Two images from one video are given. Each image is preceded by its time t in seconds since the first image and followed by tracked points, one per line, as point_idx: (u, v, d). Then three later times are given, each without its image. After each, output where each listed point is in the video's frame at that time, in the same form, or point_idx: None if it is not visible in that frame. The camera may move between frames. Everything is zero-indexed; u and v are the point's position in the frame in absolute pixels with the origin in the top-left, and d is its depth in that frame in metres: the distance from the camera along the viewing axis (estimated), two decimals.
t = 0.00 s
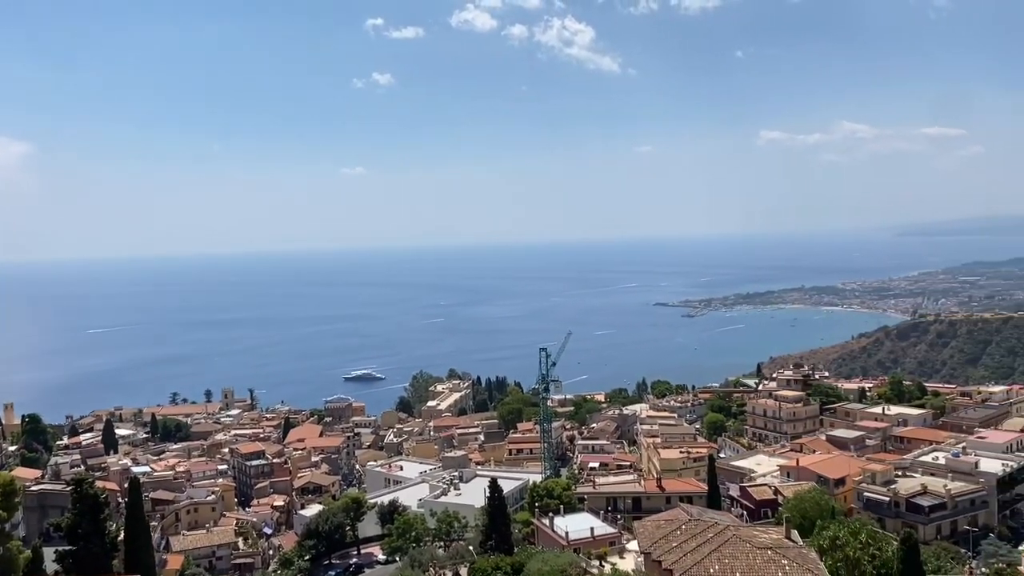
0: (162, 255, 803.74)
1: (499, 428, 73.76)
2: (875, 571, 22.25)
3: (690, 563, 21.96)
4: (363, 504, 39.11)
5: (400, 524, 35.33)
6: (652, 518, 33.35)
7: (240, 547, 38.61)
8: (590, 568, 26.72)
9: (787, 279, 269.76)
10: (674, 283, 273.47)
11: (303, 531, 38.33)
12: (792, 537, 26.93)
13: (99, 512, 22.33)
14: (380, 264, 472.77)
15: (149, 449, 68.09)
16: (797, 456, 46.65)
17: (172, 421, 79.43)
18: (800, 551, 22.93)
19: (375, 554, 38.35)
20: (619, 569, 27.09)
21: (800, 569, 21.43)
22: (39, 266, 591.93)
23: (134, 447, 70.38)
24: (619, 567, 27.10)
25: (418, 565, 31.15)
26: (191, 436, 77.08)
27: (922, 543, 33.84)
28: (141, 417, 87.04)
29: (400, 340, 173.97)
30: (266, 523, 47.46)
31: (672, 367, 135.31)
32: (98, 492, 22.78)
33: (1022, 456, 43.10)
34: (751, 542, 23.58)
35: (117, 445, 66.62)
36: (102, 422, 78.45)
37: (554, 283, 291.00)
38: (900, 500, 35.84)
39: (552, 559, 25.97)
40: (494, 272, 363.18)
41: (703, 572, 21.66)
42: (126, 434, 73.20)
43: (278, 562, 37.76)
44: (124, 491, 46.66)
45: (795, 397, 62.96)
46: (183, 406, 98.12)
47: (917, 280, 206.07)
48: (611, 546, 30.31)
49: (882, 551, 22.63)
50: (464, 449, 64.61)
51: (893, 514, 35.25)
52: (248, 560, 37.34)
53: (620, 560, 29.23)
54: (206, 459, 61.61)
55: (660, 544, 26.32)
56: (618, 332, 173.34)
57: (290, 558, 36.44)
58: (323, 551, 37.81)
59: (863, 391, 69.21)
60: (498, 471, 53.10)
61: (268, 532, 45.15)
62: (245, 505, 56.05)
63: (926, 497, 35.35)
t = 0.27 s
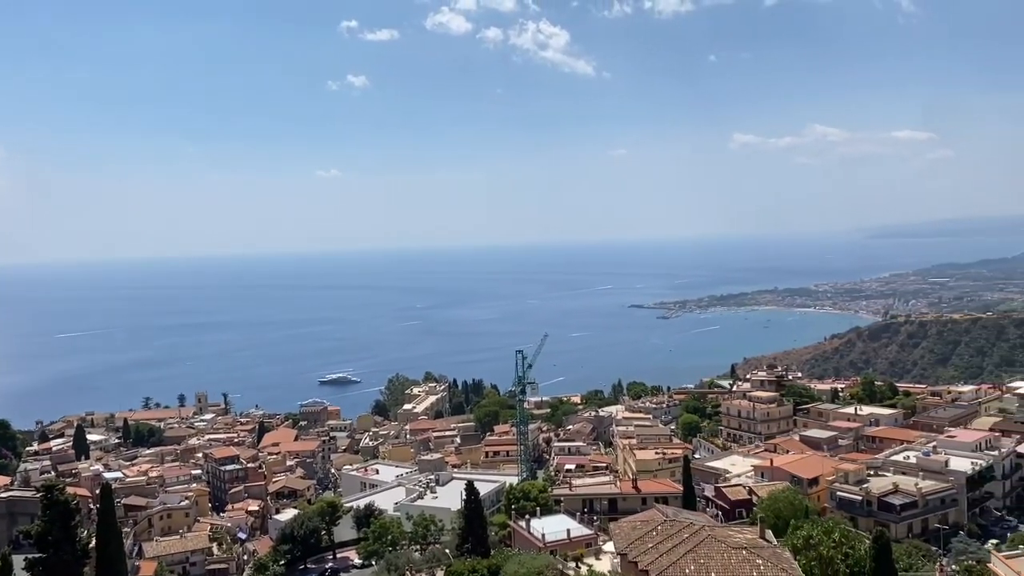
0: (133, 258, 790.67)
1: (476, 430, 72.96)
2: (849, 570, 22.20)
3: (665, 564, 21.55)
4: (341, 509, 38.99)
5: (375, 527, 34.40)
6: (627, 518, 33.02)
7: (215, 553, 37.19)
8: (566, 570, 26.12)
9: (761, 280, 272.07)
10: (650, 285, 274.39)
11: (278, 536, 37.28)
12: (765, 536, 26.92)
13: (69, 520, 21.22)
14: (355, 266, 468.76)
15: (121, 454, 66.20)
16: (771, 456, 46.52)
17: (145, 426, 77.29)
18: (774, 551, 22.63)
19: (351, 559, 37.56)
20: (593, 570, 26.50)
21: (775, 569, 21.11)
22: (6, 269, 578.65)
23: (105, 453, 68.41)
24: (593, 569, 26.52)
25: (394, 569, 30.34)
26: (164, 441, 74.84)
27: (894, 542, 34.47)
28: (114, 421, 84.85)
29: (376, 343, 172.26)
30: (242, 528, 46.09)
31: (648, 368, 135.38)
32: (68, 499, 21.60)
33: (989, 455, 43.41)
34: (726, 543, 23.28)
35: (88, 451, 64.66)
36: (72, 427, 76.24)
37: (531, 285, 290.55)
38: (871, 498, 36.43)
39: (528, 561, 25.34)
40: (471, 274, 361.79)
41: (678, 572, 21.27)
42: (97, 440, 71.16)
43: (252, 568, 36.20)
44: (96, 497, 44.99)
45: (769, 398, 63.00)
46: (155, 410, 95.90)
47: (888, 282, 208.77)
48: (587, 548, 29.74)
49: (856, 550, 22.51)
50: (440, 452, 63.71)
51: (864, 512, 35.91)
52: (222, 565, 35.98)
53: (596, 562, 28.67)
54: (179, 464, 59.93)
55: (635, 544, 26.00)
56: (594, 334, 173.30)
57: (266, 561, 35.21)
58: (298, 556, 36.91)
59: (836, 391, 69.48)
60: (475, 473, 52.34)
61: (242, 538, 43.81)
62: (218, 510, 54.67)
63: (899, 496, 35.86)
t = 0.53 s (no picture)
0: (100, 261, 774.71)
1: (450, 433, 71.90)
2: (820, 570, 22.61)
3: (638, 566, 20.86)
4: (312, 513, 37.30)
5: (349, 531, 33.17)
6: (602, 520, 32.38)
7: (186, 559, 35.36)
8: (542, 573, 25.26)
9: (734, 282, 274.21)
10: (625, 288, 274.96)
11: (250, 541, 35.80)
12: (737, 537, 27.05)
13: (36, 526, 20.09)
14: (328, 269, 463.87)
15: (90, 460, 64.07)
16: (744, 457, 46.32)
17: (114, 431, 74.84)
18: (747, 553, 22.26)
19: (325, 563, 36.19)
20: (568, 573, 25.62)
21: (748, 570, 20.69)
22: None
23: (73, 458, 66.26)
24: (568, 572, 25.63)
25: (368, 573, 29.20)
26: (135, 446, 72.33)
27: (864, 541, 34.45)
28: (82, 426, 82.37)
29: (350, 346, 170.17)
30: (213, 533, 44.31)
31: (623, 370, 135.15)
32: (36, 505, 20.49)
33: (957, 455, 43.53)
34: (699, 543, 22.92)
35: (55, 457, 62.49)
36: (38, 433, 73.77)
37: (506, 288, 289.59)
38: (843, 498, 36.35)
39: (504, 563, 24.52)
40: (446, 277, 359.89)
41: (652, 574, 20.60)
42: (65, 445, 68.92)
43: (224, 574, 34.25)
44: (63, 504, 43.07)
45: (742, 399, 62.87)
46: (124, 415, 93.28)
47: (858, 284, 211.19)
48: (562, 550, 28.82)
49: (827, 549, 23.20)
50: (414, 456, 62.59)
51: (836, 512, 35.88)
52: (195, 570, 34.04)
53: (572, 563, 27.60)
54: (150, 469, 58.04)
55: (609, 546, 25.30)
56: (569, 337, 172.84)
57: (238, 567, 33.90)
58: (271, 562, 35.47)
59: (808, 392, 69.62)
60: (449, 477, 51.36)
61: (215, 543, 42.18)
62: (190, 516, 52.88)
63: (869, 496, 35.84)
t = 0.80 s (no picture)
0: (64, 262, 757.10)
1: (424, 437, 70.51)
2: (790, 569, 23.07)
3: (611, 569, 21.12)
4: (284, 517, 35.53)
5: (321, 536, 31.75)
6: (575, 523, 31.46)
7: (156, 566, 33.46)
8: None
9: (705, 285, 275.75)
10: (598, 291, 275.00)
11: (221, 547, 34.28)
12: (709, 539, 26.66)
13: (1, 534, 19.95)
14: (300, 272, 458.18)
15: (56, 466, 61.55)
16: (716, 459, 45.79)
17: (82, 436, 72.19)
18: (719, 554, 22.57)
19: (297, 568, 34.36)
20: None
21: (720, 571, 20.96)
22: None
23: (39, 464, 63.76)
24: None
25: None
26: (104, 451, 69.86)
27: (835, 542, 34.06)
28: (48, 432, 79.51)
29: (322, 350, 167.53)
30: (184, 541, 42.27)
31: (597, 373, 134.64)
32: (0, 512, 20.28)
33: (926, 456, 43.41)
34: (674, 545, 23.04)
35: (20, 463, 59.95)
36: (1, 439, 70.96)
37: (479, 291, 287.97)
38: (814, 499, 35.90)
39: (478, 567, 23.59)
40: (419, 280, 357.23)
41: None
42: (30, 451, 66.33)
43: None
44: (28, 511, 40.81)
45: (714, 400, 62.44)
46: (90, 420, 90.31)
47: (827, 287, 213.32)
48: (536, 554, 27.81)
49: (797, 550, 23.56)
50: (386, 460, 61.16)
51: (807, 513, 35.46)
52: None
53: (545, 567, 26.83)
54: (119, 475, 55.77)
55: (584, 548, 24.53)
56: (542, 340, 172.00)
57: None
58: (242, 568, 33.83)
59: (779, 394, 69.45)
60: (422, 480, 50.10)
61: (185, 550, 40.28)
62: (160, 522, 50.65)
63: (840, 496, 35.41)
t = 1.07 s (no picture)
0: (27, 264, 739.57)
1: (397, 441, 69.31)
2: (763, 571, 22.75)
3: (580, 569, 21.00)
4: (256, 523, 34.51)
5: (293, 541, 30.60)
6: (547, 526, 30.80)
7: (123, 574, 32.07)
8: None
9: (678, 288, 277.24)
10: (572, 294, 275.17)
11: (189, 553, 32.91)
12: (681, 540, 26.40)
13: None
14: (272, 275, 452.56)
15: (21, 472, 59.41)
16: (688, 461, 45.43)
17: (47, 441, 69.86)
18: (692, 556, 22.45)
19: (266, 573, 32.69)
20: None
21: (692, 572, 20.87)
22: None
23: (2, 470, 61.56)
24: None
25: None
26: (71, 456, 67.75)
27: (805, 544, 33.76)
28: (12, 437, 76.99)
29: (294, 353, 165.08)
30: (153, 546, 40.17)
31: (570, 376, 134.17)
32: None
33: (894, 457, 43.49)
34: (647, 548, 22.90)
35: None
36: None
37: (454, 294, 286.50)
38: (784, 501, 35.64)
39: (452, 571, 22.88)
40: (393, 283, 354.56)
41: None
42: None
43: None
44: None
45: (685, 403, 62.18)
46: (56, 425, 87.64)
47: (797, 290, 215.49)
48: (509, 557, 27.07)
49: (768, 551, 23.28)
50: (359, 464, 59.93)
51: (777, 515, 35.14)
52: None
53: (518, 570, 26.10)
54: (86, 481, 53.81)
55: (555, 552, 23.86)
56: (516, 343, 171.31)
57: None
58: None
59: (750, 396, 69.42)
60: (395, 485, 49.05)
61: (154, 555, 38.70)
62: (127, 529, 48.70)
63: (810, 498, 35.19)
